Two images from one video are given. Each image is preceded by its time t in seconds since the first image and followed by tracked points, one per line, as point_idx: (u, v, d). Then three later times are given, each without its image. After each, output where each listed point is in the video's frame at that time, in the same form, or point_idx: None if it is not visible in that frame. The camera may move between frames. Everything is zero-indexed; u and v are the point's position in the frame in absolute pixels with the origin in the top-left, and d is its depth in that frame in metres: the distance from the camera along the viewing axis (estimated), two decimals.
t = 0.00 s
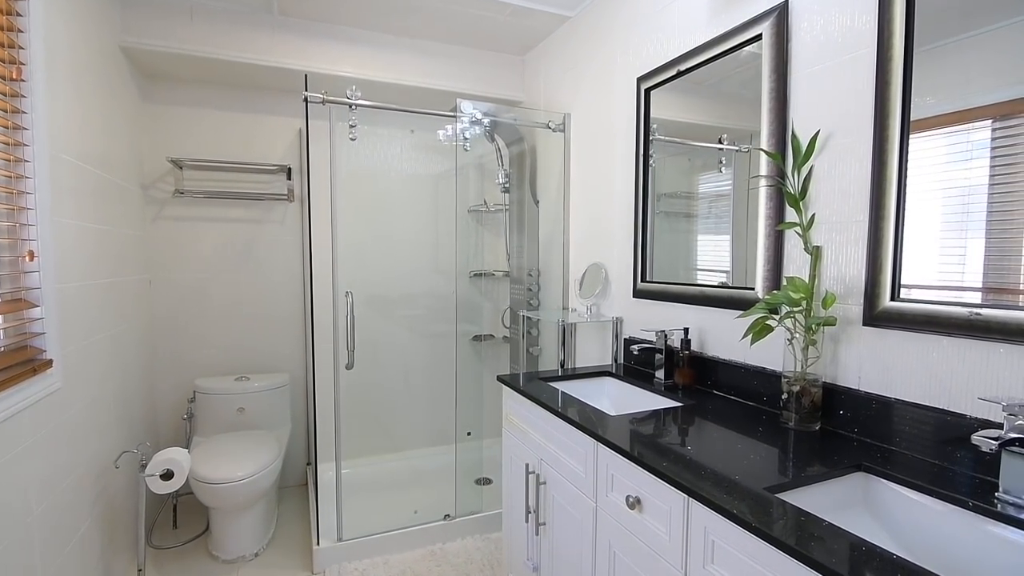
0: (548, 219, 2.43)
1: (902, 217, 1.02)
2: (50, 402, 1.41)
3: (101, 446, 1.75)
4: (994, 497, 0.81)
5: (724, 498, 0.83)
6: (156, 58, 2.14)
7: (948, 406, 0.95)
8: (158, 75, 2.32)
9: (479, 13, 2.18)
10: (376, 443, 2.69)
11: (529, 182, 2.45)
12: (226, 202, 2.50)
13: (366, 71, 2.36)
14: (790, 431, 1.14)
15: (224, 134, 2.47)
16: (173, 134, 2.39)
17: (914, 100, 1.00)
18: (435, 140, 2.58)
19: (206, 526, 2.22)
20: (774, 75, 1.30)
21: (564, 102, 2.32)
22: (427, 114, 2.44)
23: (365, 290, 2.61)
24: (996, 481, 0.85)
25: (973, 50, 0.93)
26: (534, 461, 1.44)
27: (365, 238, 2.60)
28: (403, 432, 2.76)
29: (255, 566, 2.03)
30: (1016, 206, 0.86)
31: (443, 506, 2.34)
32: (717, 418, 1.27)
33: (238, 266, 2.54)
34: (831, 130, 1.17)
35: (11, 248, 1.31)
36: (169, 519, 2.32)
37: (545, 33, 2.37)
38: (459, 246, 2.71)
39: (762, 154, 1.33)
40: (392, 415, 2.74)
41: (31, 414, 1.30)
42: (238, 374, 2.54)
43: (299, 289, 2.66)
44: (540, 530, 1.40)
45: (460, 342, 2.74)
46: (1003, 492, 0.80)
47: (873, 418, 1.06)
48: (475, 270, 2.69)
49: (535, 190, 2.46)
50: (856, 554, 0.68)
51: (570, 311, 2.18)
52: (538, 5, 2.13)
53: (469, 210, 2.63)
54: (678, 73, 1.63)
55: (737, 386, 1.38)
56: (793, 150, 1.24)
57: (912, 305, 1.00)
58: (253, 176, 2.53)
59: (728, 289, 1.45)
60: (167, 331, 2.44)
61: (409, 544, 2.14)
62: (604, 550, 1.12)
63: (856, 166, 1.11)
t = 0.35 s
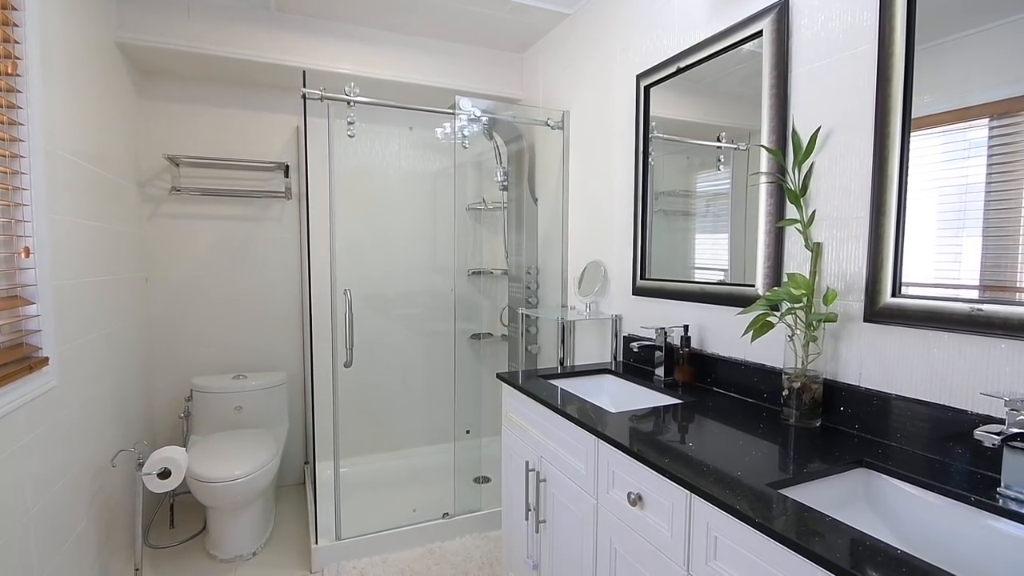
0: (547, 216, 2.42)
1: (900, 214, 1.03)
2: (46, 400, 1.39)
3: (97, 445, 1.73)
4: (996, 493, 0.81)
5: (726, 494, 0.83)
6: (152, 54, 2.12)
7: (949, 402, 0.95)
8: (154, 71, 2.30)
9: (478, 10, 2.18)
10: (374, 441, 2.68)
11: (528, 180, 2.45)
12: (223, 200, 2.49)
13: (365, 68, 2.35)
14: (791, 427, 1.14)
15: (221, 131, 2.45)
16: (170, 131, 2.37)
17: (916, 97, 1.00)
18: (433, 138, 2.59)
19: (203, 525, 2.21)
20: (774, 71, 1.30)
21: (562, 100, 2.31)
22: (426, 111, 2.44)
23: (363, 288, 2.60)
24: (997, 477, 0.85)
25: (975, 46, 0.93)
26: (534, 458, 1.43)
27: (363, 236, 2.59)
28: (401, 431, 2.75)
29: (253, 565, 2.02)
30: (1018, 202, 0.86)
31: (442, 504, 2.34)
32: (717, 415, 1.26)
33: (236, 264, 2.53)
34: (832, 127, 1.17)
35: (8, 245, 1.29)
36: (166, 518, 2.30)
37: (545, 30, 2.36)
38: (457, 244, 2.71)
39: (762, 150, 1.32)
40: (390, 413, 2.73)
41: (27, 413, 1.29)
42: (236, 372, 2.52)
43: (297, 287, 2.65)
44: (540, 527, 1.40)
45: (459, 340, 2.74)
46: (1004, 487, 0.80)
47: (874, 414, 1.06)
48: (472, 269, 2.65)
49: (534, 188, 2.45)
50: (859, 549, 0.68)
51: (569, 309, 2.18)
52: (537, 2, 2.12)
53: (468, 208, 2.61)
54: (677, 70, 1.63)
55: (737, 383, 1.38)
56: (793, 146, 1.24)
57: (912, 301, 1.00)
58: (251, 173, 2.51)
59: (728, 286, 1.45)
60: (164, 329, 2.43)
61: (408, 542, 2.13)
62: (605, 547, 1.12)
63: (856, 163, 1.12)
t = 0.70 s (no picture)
0: (546, 214, 2.41)
1: (901, 211, 1.02)
2: (40, 398, 1.38)
3: (93, 443, 1.72)
4: (999, 488, 0.80)
5: (729, 490, 0.83)
6: (148, 50, 2.10)
7: (951, 397, 0.95)
8: (150, 67, 2.28)
9: (477, 6, 2.16)
10: (372, 440, 2.67)
11: (526, 178, 2.44)
12: (220, 197, 2.47)
13: (362, 65, 2.33)
14: (792, 424, 1.14)
15: (218, 128, 2.43)
16: (166, 127, 2.35)
17: (919, 94, 0.99)
18: (431, 136, 2.58)
19: (200, 525, 2.19)
20: (775, 66, 1.29)
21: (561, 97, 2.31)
22: (424, 108, 2.42)
23: (361, 286, 2.58)
24: (1001, 472, 0.85)
25: (976, 43, 0.93)
26: (533, 456, 1.43)
27: (360, 234, 2.57)
28: (399, 430, 2.74)
29: (250, 564, 2.01)
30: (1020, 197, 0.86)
31: (439, 503, 2.32)
32: (718, 412, 1.26)
33: (232, 262, 2.51)
34: (833, 122, 1.17)
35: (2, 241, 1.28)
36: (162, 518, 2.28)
37: (543, 27, 2.35)
38: (455, 242, 2.70)
39: (763, 146, 1.32)
40: (388, 412, 2.72)
41: (21, 410, 1.28)
42: (233, 371, 2.51)
43: (294, 285, 2.63)
44: (539, 525, 1.39)
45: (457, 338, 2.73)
46: (1007, 482, 0.80)
47: (874, 410, 1.06)
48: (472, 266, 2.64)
49: (532, 186, 2.44)
50: (864, 544, 0.68)
51: (567, 307, 2.17)
52: None
53: (466, 206, 2.59)
54: (677, 66, 1.62)
55: (737, 380, 1.37)
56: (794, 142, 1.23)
57: (914, 298, 1.00)
58: (248, 170, 2.50)
59: (727, 282, 1.44)
60: (161, 328, 2.41)
61: (406, 541, 2.12)
62: (606, 544, 1.11)
63: (857, 160, 1.11)
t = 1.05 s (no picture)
0: (544, 211, 2.40)
1: (901, 208, 1.02)
2: (34, 396, 1.36)
3: (88, 441, 1.70)
4: (1002, 483, 0.81)
5: (731, 486, 0.82)
6: (143, 45, 2.08)
7: (953, 393, 0.95)
8: (145, 63, 2.26)
9: (475, 2, 2.15)
10: (369, 438, 2.66)
11: (525, 176, 2.43)
12: (216, 194, 2.45)
13: (360, 61, 2.32)
14: (793, 420, 1.14)
15: (214, 124, 2.41)
16: (162, 124, 2.33)
17: (920, 91, 0.99)
18: (429, 133, 2.56)
19: (197, 524, 2.18)
20: (776, 61, 1.29)
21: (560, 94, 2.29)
22: (421, 105, 2.41)
23: (359, 284, 2.57)
24: (1004, 468, 0.84)
25: (979, 40, 0.92)
26: (533, 453, 1.42)
27: (358, 232, 2.56)
28: (397, 428, 2.73)
29: (247, 564, 1.99)
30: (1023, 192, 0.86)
31: (438, 501, 2.31)
32: (719, 409, 1.26)
33: (229, 259, 2.49)
34: (834, 117, 1.16)
35: None
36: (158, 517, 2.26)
37: (542, 23, 2.34)
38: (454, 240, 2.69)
39: (763, 140, 1.32)
40: (386, 410, 2.71)
41: (14, 408, 1.26)
42: (229, 369, 2.49)
43: (291, 283, 2.61)
44: (539, 523, 1.38)
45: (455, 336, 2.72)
46: (1010, 477, 0.80)
47: (876, 406, 1.06)
48: (469, 263, 2.62)
49: (530, 183, 2.43)
50: (870, 540, 0.67)
51: (566, 304, 2.16)
52: None
53: (463, 203, 2.57)
54: (677, 61, 1.61)
55: (738, 377, 1.37)
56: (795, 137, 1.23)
57: (914, 294, 1.00)
58: (244, 167, 2.48)
59: (727, 278, 1.44)
60: (157, 326, 2.39)
61: (404, 540, 2.11)
62: (607, 542, 1.10)
63: (858, 155, 1.11)
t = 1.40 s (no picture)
0: (543, 209, 2.39)
1: (904, 205, 1.02)
2: (28, 395, 1.34)
3: (84, 441, 1.69)
4: (1006, 480, 0.80)
5: (736, 485, 0.81)
6: (140, 41, 2.06)
7: (957, 390, 0.94)
8: (142, 60, 2.24)
9: None
10: (368, 437, 2.65)
11: (524, 174, 2.42)
12: (213, 192, 2.43)
13: (359, 58, 2.30)
14: (795, 418, 1.13)
15: (212, 122, 2.40)
16: (159, 121, 2.32)
17: (923, 88, 0.99)
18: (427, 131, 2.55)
19: (194, 523, 2.16)
20: (777, 58, 1.28)
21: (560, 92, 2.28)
22: (420, 103, 2.40)
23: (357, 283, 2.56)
24: (1009, 466, 0.84)
25: (983, 36, 0.92)
26: (533, 452, 1.41)
27: (356, 230, 2.54)
28: (395, 427, 2.72)
29: (245, 564, 1.98)
30: None
31: (437, 501, 2.30)
32: (720, 407, 1.25)
33: (226, 257, 2.47)
34: (836, 114, 1.16)
35: None
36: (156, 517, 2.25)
37: (541, 21, 2.33)
38: (453, 239, 2.69)
39: (765, 137, 1.31)
40: (385, 409, 2.70)
41: (9, 407, 1.25)
42: (227, 368, 2.48)
43: (289, 281, 2.60)
44: (540, 522, 1.37)
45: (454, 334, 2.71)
46: (1015, 475, 0.80)
47: (878, 404, 1.06)
48: (468, 262, 2.69)
49: (529, 181, 2.43)
50: (877, 538, 0.66)
51: (566, 302, 2.15)
52: None
53: (463, 201, 2.63)
54: (678, 58, 1.60)
55: (739, 375, 1.36)
56: (797, 134, 1.22)
57: (918, 290, 0.99)
58: (242, 165, 2.46)
59: (728, 276, 1.43)
60: (154, 325, 2.37)
61: (403, 539, 2.09)
62: (609, 541, 1.09)
63: (860, 152, 1.11)
